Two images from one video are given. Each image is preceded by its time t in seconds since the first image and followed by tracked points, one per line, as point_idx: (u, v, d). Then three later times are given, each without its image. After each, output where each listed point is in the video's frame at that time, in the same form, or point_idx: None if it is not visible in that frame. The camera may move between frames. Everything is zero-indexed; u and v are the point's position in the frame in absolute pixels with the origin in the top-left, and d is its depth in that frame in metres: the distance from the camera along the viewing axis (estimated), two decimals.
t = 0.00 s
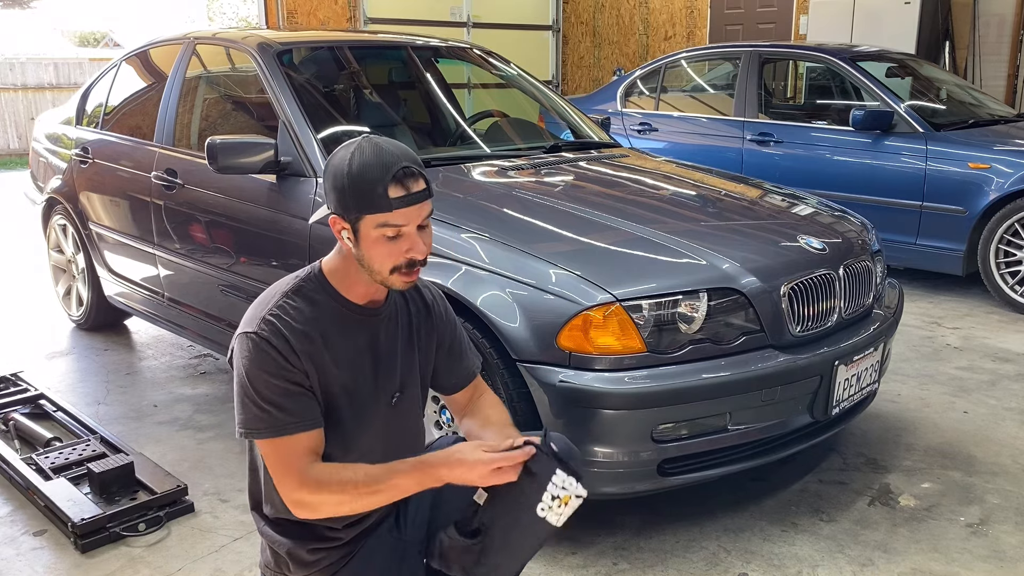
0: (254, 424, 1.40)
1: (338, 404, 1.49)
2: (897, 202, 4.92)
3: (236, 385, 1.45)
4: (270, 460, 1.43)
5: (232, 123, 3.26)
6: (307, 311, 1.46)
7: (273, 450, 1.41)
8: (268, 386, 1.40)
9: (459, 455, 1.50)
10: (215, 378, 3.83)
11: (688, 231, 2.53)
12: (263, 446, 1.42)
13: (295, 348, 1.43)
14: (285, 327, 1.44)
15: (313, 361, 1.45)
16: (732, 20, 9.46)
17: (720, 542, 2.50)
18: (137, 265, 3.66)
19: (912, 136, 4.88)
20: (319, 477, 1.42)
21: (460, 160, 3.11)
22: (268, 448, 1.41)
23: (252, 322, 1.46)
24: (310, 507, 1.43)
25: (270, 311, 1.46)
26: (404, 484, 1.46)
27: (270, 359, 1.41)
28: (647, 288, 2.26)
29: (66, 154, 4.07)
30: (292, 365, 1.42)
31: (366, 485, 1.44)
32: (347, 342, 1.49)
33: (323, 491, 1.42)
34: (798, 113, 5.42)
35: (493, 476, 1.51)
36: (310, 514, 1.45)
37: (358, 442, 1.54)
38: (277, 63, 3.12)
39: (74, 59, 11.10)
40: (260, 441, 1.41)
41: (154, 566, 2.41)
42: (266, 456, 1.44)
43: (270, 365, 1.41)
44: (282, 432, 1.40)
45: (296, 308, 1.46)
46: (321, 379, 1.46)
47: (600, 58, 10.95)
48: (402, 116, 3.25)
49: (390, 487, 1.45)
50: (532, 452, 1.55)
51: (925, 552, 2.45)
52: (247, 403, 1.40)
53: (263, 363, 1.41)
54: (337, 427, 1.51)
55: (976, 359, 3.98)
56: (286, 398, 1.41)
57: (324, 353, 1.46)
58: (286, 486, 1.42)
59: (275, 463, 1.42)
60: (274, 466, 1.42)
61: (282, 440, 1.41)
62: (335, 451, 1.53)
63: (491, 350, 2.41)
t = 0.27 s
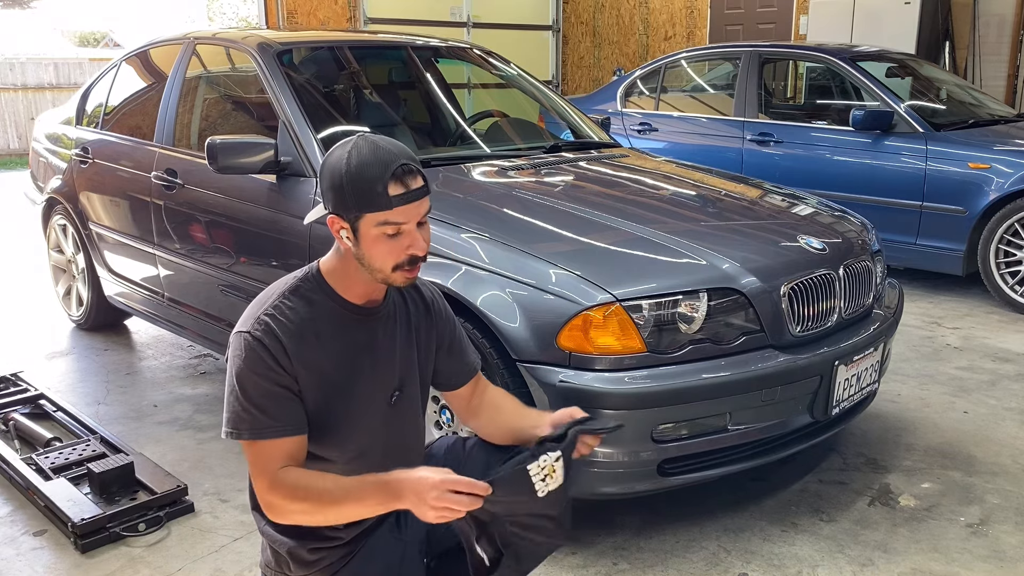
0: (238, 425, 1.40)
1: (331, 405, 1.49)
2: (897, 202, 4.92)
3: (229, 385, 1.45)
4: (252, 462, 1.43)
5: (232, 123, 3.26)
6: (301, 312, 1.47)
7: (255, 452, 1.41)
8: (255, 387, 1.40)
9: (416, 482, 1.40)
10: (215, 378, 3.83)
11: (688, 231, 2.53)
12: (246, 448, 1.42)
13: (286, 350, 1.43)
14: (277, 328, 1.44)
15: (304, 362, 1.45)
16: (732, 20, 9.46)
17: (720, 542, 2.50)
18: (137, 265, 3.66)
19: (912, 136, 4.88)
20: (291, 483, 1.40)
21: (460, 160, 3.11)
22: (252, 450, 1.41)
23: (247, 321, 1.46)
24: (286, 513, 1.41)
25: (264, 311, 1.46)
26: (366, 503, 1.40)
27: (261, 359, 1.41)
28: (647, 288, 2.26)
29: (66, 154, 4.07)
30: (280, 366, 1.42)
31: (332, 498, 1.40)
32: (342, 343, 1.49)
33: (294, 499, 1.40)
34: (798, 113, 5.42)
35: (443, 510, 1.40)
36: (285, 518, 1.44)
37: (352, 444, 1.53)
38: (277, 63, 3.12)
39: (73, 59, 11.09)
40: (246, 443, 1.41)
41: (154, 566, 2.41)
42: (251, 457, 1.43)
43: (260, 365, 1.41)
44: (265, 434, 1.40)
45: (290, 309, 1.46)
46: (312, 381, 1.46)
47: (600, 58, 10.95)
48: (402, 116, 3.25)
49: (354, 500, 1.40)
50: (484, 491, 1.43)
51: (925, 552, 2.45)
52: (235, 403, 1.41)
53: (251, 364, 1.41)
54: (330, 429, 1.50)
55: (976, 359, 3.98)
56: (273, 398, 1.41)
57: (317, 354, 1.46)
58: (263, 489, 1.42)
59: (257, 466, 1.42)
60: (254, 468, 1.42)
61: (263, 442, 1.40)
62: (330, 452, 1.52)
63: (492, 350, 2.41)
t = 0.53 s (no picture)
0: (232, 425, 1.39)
1: (327, 404, 1.49)
2: (897, 202, 4.92)
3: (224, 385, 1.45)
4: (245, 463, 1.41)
5: (232, 123, 3.26)
6: (295, 310, 1.46)
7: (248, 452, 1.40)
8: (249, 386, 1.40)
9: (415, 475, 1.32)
10: (215, 378, 3.83)
11: (688, 231, 2.53)
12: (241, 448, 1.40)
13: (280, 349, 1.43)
14: (271, 327, 1.44)
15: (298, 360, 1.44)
16: (732, 20, 9.46)
17: (720, 542, 2.50)
18: (137, 264, 3.66)
19: (912, 136, 4.88)
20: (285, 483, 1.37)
21: (459, 160, 3.11)
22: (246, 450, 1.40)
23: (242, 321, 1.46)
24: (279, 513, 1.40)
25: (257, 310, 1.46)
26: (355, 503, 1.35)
27: (256, 358, 1.41)
28: (648, 288, 2.26)
29: (66, 154, 4.07)
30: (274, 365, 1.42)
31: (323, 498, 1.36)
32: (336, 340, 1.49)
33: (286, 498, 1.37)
34: (798, 113, 5.42)
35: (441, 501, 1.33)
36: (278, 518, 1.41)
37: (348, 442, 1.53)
38: (277, 63, 3.12)
39: (74, 59, 11.08)
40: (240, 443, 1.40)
41: (154, 566, 2.41)
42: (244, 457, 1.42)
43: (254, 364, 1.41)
44: (260, 434, 1.39)
45: (284, 308, 1.46)
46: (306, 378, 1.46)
47: (600, 58, 10.94)
48: (402, 116, 3.25)
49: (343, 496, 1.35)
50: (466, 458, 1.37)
51: (925, 552, 2.45)
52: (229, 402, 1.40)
53: (246, 363, 1.41)
54: (327, 428, 1.50)
55: (976, 359, 3.98)
56: (267, 397, 1.40)
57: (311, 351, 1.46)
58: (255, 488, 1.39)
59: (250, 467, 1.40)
60: (246, 469, 1.40)
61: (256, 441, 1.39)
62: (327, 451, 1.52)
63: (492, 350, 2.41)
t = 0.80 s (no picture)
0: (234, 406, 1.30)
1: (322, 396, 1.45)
2: (897, 202, 4.92)
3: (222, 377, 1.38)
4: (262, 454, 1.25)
5: (232, 123, 3.26)
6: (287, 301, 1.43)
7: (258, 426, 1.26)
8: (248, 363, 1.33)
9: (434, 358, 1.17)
10: (215, 378, 3.83)
11: (688, 231, 2.53)
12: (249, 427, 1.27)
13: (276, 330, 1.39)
14: (266, 315, 1.40)
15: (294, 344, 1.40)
16: (732, 20, 9.46)
17: (720, 542, 2.50)
18: (137, 264, 3.66)
19: (912, 136, 4.88)
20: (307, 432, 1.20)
21: (460, 160, 3.11)
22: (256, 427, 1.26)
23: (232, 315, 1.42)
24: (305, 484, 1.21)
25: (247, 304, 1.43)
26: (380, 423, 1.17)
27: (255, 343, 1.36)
28: (648, 288, 2.26)
29: (66, 155, 4.07)
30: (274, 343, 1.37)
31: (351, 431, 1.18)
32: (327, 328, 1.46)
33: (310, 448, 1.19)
34: (798, 113, 5.42)
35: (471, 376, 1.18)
36: (309, 487, 1.21)
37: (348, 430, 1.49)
38: (277, 63, 3.12)
39: (74, 59, 11.08)
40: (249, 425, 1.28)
41: (154, 566, 2.41)
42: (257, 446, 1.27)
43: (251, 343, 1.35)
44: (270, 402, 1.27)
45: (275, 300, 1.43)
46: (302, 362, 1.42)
47: (600, 58, 10.94)
48: (403, 116, 3.25)
49: (366, 424, 1.17)
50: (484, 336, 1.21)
51: (925, 553, 2.45)
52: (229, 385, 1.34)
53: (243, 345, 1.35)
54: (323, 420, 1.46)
55: (976, 359, 3.98)
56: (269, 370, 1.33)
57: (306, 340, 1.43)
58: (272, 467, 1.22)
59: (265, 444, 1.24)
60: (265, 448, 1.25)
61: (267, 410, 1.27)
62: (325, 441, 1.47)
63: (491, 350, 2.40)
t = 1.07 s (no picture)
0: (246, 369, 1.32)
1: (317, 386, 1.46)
2: (897, 202, 4.91)
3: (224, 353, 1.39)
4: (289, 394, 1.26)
5: (232, 123, 3.26)
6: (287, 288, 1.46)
7: (283, 369, 1.27)
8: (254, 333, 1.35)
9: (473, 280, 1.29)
10: (215, 378, 3.83)
11: (689, 231, 2.53)
12: (272, 374, 1.28)
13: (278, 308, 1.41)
14: (264, 298, 1.42)
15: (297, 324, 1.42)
16: (732, 20, 9.46)
17: (720, 542, 2.50)
18: (137, 264, 3.66)
19: (912, 136, 4.88)
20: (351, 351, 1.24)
21: (460, 160, 3.10)
22: (284, 367, 1.28)
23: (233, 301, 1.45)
24: (343, 407, 1.23)
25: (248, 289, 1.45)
26: (431, 334, 1.24)
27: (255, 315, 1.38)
28: (648, 288, 2.26)
29: (66, 154, 4.07)
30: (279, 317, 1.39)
31: (400, 341, 1.23)
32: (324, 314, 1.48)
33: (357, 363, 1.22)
34: (798, 113, 5.42)
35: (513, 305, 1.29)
36: (338, 416, 1.24)
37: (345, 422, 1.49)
38: (277, 63, 3.12)
39: (73, 59, 11.08)
40: (273, 370, 1.28)
41: (155, 566, 2.41)
42: (283, 390, 1.27)
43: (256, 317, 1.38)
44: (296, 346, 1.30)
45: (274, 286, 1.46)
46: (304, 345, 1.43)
47: (599, 58, 10.94)
48: (402, 116, 3.25)
49: (412, 337, 1.23)
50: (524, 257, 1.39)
51: (925, 552, 2.45)
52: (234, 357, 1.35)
53: (249, 318, 1.37)
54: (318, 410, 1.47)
55: (976, 359, 3.98)
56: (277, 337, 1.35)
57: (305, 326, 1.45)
58: (310, 393, 1.24)
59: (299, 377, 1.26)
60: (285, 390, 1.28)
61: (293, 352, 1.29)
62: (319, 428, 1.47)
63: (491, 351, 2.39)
